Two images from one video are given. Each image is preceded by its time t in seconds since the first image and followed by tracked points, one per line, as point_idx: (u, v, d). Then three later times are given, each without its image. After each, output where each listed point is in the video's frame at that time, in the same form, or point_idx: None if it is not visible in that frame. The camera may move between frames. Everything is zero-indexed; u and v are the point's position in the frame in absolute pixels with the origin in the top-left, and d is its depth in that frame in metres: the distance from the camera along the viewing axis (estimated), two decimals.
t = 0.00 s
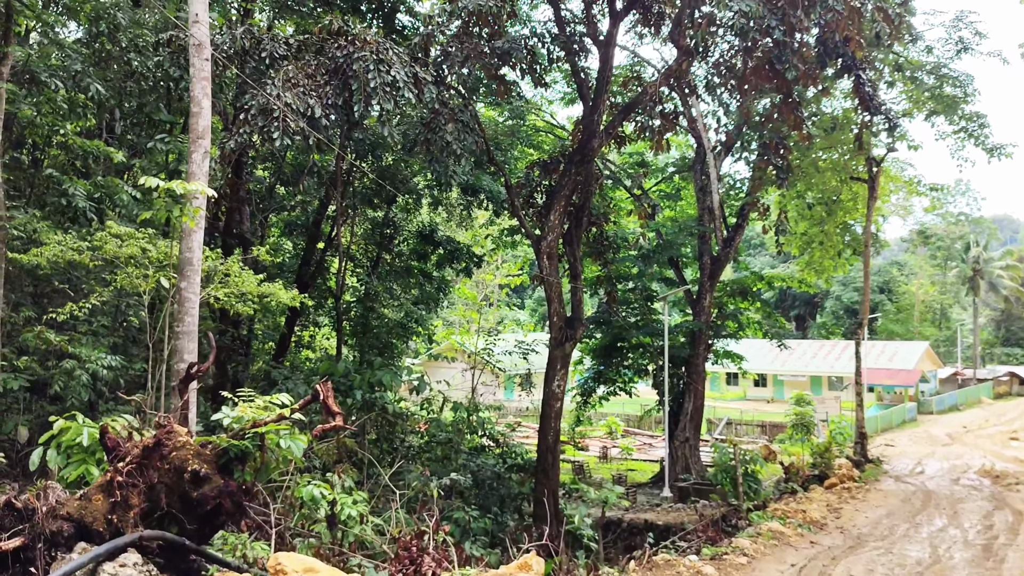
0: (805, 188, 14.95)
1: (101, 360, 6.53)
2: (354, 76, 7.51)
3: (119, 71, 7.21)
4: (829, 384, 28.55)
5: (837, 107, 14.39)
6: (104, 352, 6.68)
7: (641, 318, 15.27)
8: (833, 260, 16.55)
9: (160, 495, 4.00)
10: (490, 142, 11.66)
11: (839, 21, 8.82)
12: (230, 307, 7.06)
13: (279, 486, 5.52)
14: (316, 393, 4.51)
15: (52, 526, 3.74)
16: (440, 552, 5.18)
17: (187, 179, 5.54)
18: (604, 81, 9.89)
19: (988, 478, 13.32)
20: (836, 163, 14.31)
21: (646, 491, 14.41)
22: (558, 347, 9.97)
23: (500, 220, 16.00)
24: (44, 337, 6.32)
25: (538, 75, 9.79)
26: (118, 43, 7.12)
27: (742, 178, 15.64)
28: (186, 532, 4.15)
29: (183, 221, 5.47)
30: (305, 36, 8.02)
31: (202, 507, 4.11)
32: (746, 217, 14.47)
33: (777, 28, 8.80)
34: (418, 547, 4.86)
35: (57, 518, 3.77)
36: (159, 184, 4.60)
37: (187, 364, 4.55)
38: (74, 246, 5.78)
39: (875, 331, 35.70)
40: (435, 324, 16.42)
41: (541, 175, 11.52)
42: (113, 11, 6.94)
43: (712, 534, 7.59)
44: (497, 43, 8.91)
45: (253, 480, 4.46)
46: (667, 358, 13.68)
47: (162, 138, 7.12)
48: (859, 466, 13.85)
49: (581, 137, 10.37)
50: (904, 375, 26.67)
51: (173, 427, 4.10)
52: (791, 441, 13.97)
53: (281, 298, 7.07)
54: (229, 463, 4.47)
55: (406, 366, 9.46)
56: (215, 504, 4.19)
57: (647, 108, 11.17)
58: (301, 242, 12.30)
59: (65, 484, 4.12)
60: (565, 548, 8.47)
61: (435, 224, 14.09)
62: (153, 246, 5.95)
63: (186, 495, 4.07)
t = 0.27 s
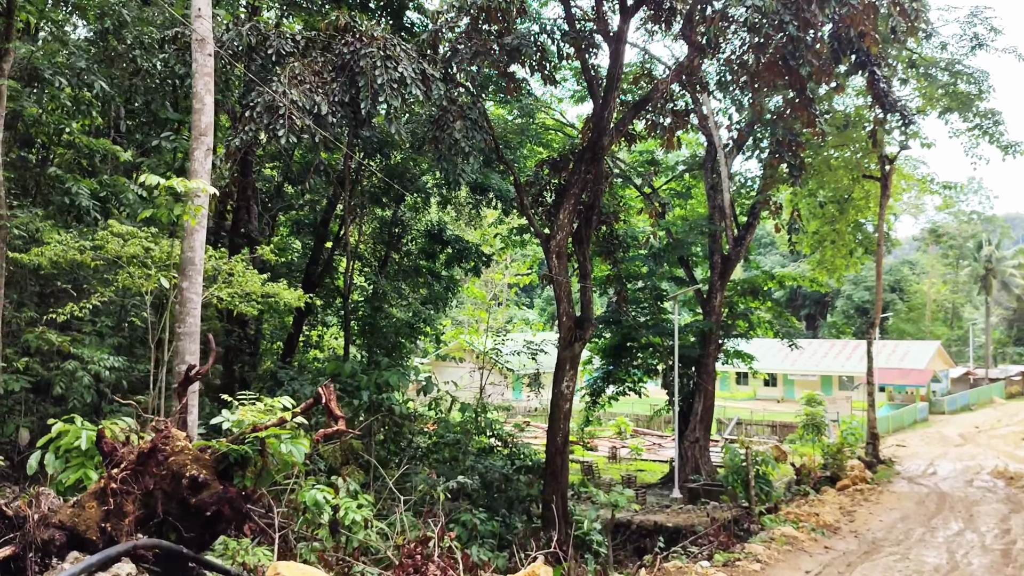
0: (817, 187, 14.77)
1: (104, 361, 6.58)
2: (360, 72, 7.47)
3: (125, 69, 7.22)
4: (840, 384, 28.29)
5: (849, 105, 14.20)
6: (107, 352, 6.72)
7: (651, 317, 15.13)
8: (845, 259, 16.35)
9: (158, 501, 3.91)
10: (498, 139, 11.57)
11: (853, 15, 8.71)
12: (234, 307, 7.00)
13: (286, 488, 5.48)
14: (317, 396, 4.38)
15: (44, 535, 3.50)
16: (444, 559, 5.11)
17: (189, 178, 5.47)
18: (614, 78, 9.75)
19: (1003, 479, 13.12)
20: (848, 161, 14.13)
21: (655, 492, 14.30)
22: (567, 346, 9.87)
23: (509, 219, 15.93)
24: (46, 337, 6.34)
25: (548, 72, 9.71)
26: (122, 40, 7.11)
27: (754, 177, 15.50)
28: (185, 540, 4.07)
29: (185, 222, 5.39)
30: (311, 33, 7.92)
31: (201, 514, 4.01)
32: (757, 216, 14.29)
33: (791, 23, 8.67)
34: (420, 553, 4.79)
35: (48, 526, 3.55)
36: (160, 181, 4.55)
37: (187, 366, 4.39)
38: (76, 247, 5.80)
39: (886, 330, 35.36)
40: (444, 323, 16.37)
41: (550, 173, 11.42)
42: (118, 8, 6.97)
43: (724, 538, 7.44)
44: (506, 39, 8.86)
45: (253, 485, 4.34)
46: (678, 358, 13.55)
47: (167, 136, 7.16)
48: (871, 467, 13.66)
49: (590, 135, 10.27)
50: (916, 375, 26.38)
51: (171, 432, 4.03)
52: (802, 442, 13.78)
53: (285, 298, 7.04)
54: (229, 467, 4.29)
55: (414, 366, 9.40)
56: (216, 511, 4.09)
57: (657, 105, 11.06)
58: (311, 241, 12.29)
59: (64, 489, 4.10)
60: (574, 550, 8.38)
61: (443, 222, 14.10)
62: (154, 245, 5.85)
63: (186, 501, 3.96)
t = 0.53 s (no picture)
0: (824, 185, 14.61)
1: (99, 360, 6.58)
2: (359, 69, 7.53)
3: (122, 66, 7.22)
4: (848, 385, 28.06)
5: (856, 103, 14.04)
6: (101, 354, 6.64)
7: (657, 317, 15.00)
8: (852, 259, 16.16)
9: (141, 505, 3.80)
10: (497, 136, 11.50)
11: (858, 9, 8.61)
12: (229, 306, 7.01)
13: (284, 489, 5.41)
14: (309, 396, 4.30)
15: (20, 540, 3.48)
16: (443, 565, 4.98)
17: (179, 173, 5.39)
18: (619, 75, 9.64)
19: (1012, 479, 12.93)
20: (855, 159, 13.97)
21: (661, 493, 14.24)
22: (571, 347, 9.75)
23: (514, 220, 15.86)
24: (37, 338, 6.26)
25: (553, 70, 9.64)
26: (119, 37, 7.11)
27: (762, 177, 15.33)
28: (169, 545, 3.96)
29: (176, 219, 5.32)
30: (310, 30, 8.12)
31: (188, 517, 3.90)
32: (763, 214, 14.15)
33: (796, 16, 8.56)
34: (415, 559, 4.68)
35: (24, 531, 3.53)
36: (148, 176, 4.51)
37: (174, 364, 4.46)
38: (66, 244, 5.80)
39: (894, 330, 35.07)
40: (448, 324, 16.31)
41: (554, 172, 11.33)
42: (115, 4, 6.99)
43: (730, 540, 7.30)
44: (509, 35, 8.87)
45: (243, 488, 4.22)
46: (683, 358, 13.44)
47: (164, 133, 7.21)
48: (880, 468, 13.49)
49: (594, 133, 10.17)
50: (924, 375, 26.10)
51: (156, 434, 3.95)
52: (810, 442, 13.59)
53: (281, 297, 7.04)
54: (216, 470, 4.23)
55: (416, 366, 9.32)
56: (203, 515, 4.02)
57: (664, 101, 10.85)
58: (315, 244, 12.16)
59: (49, 493, 4.04)
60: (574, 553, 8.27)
61: (447, 222, 14.22)
62: (143, 243, 5.92)
63: (172, 504, 3.86)
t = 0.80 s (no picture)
0: (820, 184, 14.54)
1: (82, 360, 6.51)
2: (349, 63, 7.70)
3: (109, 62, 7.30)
4: (844, 383, 28.06)
5: (853, 101, 13.96)
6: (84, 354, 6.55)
7: (653, 316, 14.92)
8: (849, 257, 16.10)
9: (116, 509, 3.96)
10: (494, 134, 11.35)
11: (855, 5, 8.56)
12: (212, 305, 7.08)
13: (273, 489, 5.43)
14: (289, 398, 4.36)
15: None
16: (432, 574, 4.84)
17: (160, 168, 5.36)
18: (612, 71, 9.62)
19: (1008, 478, 12.89)
20: (852, 158, 13.91)
21: (658, 493, 14.16)
22: (565, 346, 9.69)
23: (508, 217, 15.79)
24: (19, 338, 6.15)
25: (548, 66, 9.61)
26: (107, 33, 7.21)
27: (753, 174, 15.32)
28: (142, 553, 4.14)
29: (156, 216, 5.30)
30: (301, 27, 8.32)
31: (162, 523, 4.12)
32: (760, 213, 14.08)
33: (793, 13, 8.49)
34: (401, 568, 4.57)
35: None
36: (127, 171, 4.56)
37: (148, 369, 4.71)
38: (47, 241, 5.84)
39: (890, 329, 35.08)
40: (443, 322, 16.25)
41: (548, 170, 11.24)
42: None
43: (724, 544, 7.25)
44: (501, 31, 8.97)
45: (219, 493, 4.44)
46: (679, 357, 13.41)
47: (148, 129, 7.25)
48: (876, 468, 13.45)
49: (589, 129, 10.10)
50: (920, 373, 26.11)
51: (129, 439, 4.08)
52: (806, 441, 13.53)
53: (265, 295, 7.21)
54: (194, 475, 4.46)
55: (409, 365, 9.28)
56: (176, 519, 4.22)
57: (659, 95, 10.78)
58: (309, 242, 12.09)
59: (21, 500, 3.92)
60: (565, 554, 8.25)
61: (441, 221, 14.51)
62: (126, 242, 6.03)
63: (147, 511, 4.06)
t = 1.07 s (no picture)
0: (808, 183, 14.57)
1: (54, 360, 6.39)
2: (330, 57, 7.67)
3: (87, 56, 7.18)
4: (831, 383, 28.18)
5: (841, 100, 13.98)
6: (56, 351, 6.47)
7: (641, 316, 14.89)
8: (837, 257, 16.13)
9: (79, 513, 4.04)
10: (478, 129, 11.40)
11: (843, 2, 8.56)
12: (187, 302, 7.17)
13: (251, 494, 5.33)
14: (260, 398, 4.36)
15: None
16: None
17: (132, 162, 5.50)
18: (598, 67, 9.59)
19: (995, 479, 12.92)
20: (839, 158, 13.94)
21: (644, 493, 14.17)
22: (551, 345, 9.65)
23: (495, 216, 15.71)
24: None
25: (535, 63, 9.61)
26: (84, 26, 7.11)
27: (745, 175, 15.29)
28: (103, 560, 4.23)
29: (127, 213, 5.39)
30: (284, 20, 8.26)
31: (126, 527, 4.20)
32: (748, 213, 14.08)
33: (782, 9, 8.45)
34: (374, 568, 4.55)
35: None
36: (95, 164, 4.57)
37: (114, 367, 4.77)
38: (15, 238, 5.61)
39: (876, 328, 35.33)
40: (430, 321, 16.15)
41: (535, 168, 11.14)
42: None
43: (711, 546, 7.21)
44: (486, 27, 9.03)
45: (185, 497, 4.53)
46: (667, 357, 13.37)
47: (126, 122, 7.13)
48: (862, 468, 13.49)
49: (576, 126, 10.08)
50: (907, 373, 26.30)
51: (91, 441, 4.10)
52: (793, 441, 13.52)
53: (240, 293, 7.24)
54: (159, 477, 4.56)
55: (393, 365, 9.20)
56: (143, 524, 4.30)
57: (645, 93, 10.76)
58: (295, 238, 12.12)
59: None
60: (549, 556, 8.21)
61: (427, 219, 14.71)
62: (98, 238, 5.96)
63: (111, 515, 4.13)
